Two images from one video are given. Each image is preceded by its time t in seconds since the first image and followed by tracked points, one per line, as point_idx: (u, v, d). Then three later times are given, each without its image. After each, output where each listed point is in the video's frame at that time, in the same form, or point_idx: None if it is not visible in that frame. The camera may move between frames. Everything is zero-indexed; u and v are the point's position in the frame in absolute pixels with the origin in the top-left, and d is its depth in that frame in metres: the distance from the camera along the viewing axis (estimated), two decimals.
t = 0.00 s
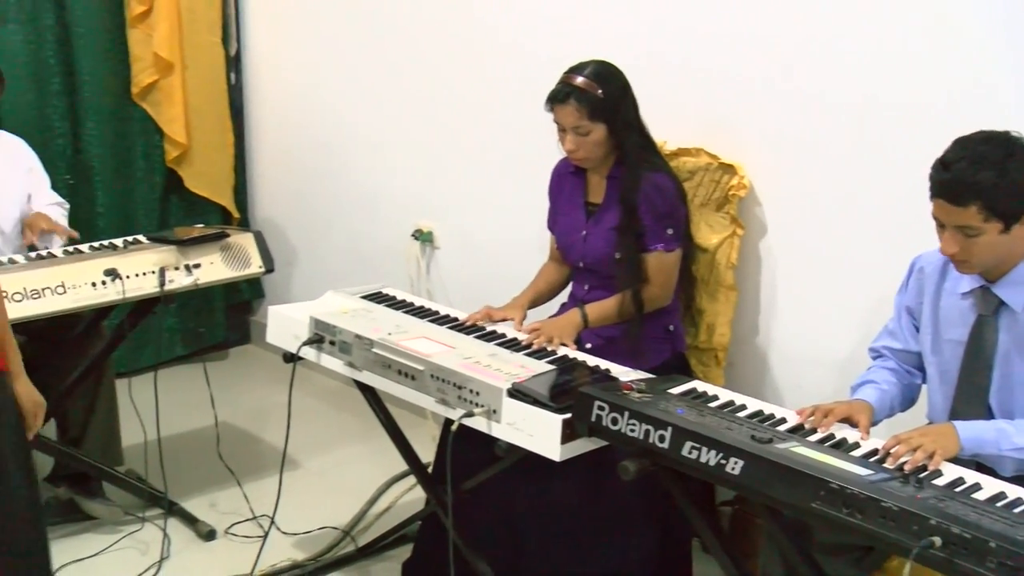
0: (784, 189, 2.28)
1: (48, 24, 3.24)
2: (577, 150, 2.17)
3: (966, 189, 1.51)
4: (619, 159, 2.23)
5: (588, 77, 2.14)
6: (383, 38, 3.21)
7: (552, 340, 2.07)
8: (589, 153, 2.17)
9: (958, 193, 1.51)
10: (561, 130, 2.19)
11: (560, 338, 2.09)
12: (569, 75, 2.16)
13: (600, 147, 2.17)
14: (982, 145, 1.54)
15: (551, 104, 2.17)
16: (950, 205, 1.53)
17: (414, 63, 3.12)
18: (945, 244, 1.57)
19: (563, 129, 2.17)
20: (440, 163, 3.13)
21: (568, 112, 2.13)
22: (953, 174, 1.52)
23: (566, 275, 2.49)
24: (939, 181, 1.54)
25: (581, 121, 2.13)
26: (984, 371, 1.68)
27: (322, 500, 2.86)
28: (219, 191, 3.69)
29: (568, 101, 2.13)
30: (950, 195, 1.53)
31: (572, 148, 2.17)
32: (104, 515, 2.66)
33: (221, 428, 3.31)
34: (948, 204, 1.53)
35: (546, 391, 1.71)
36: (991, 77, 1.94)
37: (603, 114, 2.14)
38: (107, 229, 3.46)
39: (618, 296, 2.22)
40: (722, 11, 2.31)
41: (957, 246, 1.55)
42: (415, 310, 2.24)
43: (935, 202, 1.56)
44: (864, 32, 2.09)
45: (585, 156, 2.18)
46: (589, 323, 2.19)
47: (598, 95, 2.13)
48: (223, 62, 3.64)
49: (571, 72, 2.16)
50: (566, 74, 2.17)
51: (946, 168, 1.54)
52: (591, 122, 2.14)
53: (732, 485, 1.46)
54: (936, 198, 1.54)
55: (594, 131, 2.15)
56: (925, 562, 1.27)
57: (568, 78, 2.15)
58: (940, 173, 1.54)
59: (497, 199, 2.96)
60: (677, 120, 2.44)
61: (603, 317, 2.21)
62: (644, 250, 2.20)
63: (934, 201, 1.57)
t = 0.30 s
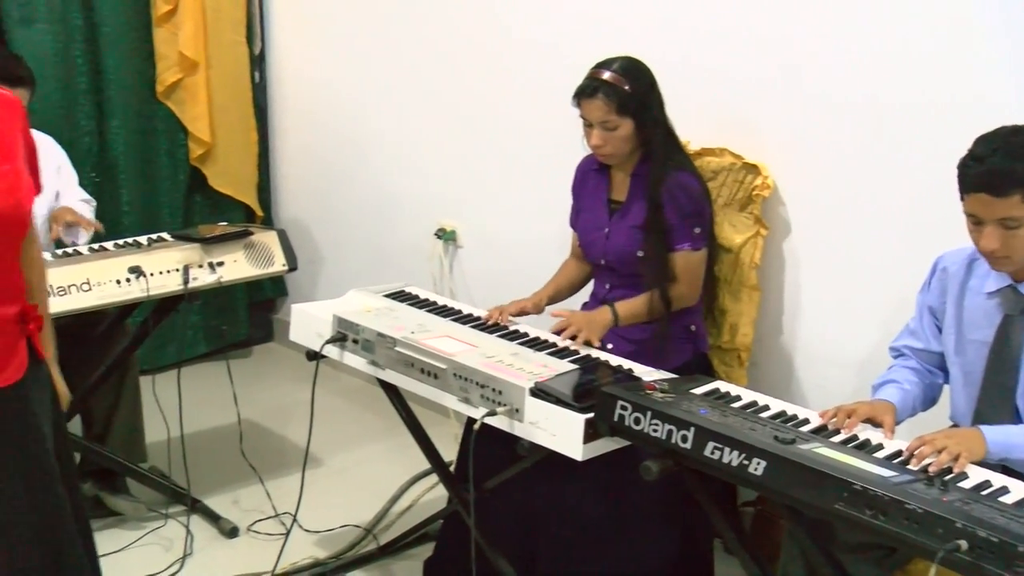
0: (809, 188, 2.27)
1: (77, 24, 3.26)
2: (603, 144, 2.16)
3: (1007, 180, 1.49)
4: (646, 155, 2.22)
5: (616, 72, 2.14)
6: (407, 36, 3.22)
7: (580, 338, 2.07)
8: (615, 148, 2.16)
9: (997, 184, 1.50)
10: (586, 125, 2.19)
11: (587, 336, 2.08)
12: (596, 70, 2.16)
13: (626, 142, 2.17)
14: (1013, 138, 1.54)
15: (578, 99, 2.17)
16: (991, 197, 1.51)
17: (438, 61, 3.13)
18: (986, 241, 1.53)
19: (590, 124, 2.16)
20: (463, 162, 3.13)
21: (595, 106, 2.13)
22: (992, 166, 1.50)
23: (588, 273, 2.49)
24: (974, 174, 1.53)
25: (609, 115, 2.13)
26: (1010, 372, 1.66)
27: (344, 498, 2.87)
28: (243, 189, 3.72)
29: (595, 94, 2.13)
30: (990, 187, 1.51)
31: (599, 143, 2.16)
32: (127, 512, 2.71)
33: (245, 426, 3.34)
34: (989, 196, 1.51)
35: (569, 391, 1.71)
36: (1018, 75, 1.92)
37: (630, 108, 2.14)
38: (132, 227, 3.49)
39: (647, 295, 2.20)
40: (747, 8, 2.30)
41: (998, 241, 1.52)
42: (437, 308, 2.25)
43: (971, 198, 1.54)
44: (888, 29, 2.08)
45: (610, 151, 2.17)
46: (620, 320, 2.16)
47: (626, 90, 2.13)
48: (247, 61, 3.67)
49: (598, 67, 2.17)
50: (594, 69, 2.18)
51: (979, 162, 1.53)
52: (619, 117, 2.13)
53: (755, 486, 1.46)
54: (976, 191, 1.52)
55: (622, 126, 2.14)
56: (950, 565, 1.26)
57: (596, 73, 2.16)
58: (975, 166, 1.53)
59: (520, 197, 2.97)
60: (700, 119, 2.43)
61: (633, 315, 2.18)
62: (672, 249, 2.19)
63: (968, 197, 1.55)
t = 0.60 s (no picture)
0: (836, 188, 2.26)
1: (107, 24, 3.30)
2: (632, 146, 2.15)
3: None
4: (675, 156, 2.22)
5: (644, 73, 2.14)
6: (434, 35, 3.23)
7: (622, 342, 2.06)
8: (644, 150, 2.16)
9: None
10: (614, 126, 2.19)
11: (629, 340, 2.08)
12: (625, 72, 2.16)
13: (655, 144, 2.17)
14: None
15: (607, 101, 2.17)
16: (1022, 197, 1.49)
17: (465, 60, 3.14)
18: (1018, 242, 1.51)
19: (618, 125, 2.16)
20: (489, 161, 3.14)
21: (624, 108, 2.13)
22: (1021, 165, 1.49)
23: (615, 274, 2.49)
24: (1003, 176, 1.52)
25: (637, 117, 2.13)
26: None
27: (367, 497, 2.89)
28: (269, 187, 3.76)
29: (624, 96, 2.13)
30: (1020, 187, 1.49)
31: (626, 144, 2.16)
32: (154, 508, 2.75)
33: (270, 424, 3.37)
34: (1019, 196, 1.50)
35: (594, 391, 1.71)
36: None
37: (660, 110, 2.14)
38: (160, 224, 3.53)
39: (683, 296, 2.21)
40: (775, 7, 2.29)
41: None
42: (462, 308, 2.25)
43: (1002, 199, 1.53)
44: (919, 28, 2.06)
45: (639, 153, 2.16)
46: (660, 324, 2.17)
47: (655, 92, 2.13)
48: (274, 60, 3.69)
49: (628, 68, 2.17)
50: (622, 70, 2.17)
51: (1008, 164, 1.52)
52: (647, 119, 2.13)
53: (780, 487, 1.46)
54: (1006, 192, 1.51)
55: (651, 128, 2.14)
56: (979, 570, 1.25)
57: (624, 74, 2.15)
58: (1004, 168, 1.52)
59: (546, 197, 2.97)
60: (726, 119, 2.42)
61: (672, 318, 2.19)
62: (702, 250, 2.19)
63: (998, 199, 1.54)
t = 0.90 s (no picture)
0: (865, 188, 2.24)
1: (140, 24, 3.34)
2: (658, 145, 2.16)
3: None
4: (702, 157, 2.22)
5: (674, 73, 2.13)
6: (462, 35, 3.24)
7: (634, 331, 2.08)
8: (670, 150, 2.16)
9: None
10: (641, 125, 2.19)
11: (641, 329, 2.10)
12: (654, 71, 2.15)
13: (682, 144, 2.17)
14: None
15: (635, 100, 2.16)
16: None
17: (493, 60, 3.15)
18: None
19: (645, 124, 2.17)
20: (517, 160, 3.15)
21: (651, 108, 2.13)
22: None
23: (643, 274, 2.49)
24: None
25: (664, 118, 2.13)
26: None
27: (392, 495, 2.90)
28: (297, 184, 3.79)
29: (651, 96, 2.13)
30: None
31: (653, 144, 2.16)
32: (181, 504, 2.77)
33: (298, 421, 3.40)
34: None
35: (621, 390, 1.71)
36: None
37: (688, 111, 2.13)
38: (189, 222, 3.57)
39: (700, 292, 2.20)
40: (806, 6, 2.27)
41: None
42: (489, 307, 2.26)
43: None
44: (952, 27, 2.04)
45: (665, 152, 2.17)
46: (672, 315, 2.19)
47: (683, 93, 2.12)
48: (303, 61, 3.72)
49: (658, 68, 2.16)
50: (652, 70, 2.17)
51: None
52: (674, 119, 2.13)
53: (807, 489, 1.45)
54: None
55: (677, 128, 2.14)
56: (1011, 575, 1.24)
57: (654, 73, 2.15)
58: None
59: (573, 197, 2.98)
60: (755, 118, 2.41)
61: (685, 311, 2.20)
62: (727, 250, 2.18)
63: None
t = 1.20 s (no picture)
0: (900, 189, 2.23)
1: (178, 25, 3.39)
2: (686, 143, 2.17)
3: None
4: (733, 157, 2.21)
5: (707, 73, 2.13)
6: (496, 34, 3.26)
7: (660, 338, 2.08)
8: (700, 148, 2.17)
9: None
10: (673, 122, 2.19)
11: (668, 338, 2.10)
12: (688, 70, 2.16)
13: (712, 143, 2.16)
14: None
15: (666, 96, 2.17)
16: None
17: (527, 60, 3.16)
18: None
19: (674, 122, 2.17)
20: (550, 160, 3.16)
21: (680, 105, 2.14)
22: None
23: (676, 274, 2.48)
24: None
25: (692, 116, 2.13)
26: None
27: (423, 494, 2.93)
28: (331, 183, 3.83)
29: (681, 94, 2.13)
30: None
31: (682, 141, 2.17)
32: (214, 500, 2.82)
33: (331, 420, 3.43)
34: None
35: (654, 392, 1.72)
36: None
37: (718, 111, 2.13)
38: (223, 221, 3.61)
39: (727, 297, 2.20)
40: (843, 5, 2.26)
41: None
42: (522, 306, 2.27)
43: None
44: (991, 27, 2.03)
45: (695, 150, 2.17)
46: (699, 323, 2.18)
47: (713, 93, 2.12)
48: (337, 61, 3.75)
49: (693, 66, 2.16)
50: (686, 68, 2.17)
51: None
52: (702, 118, 2.13)
53: (840, 491, 1.45)
54: None
55: (705, 127, 2.14)
56: None
57: (688, 72, 2.15)
58: None
59: (606, 197, 2.98)
60: (790, 118, 2.40)
61: (714, 317, 2.19)
62: (755, 253, 2.16)
63: None
